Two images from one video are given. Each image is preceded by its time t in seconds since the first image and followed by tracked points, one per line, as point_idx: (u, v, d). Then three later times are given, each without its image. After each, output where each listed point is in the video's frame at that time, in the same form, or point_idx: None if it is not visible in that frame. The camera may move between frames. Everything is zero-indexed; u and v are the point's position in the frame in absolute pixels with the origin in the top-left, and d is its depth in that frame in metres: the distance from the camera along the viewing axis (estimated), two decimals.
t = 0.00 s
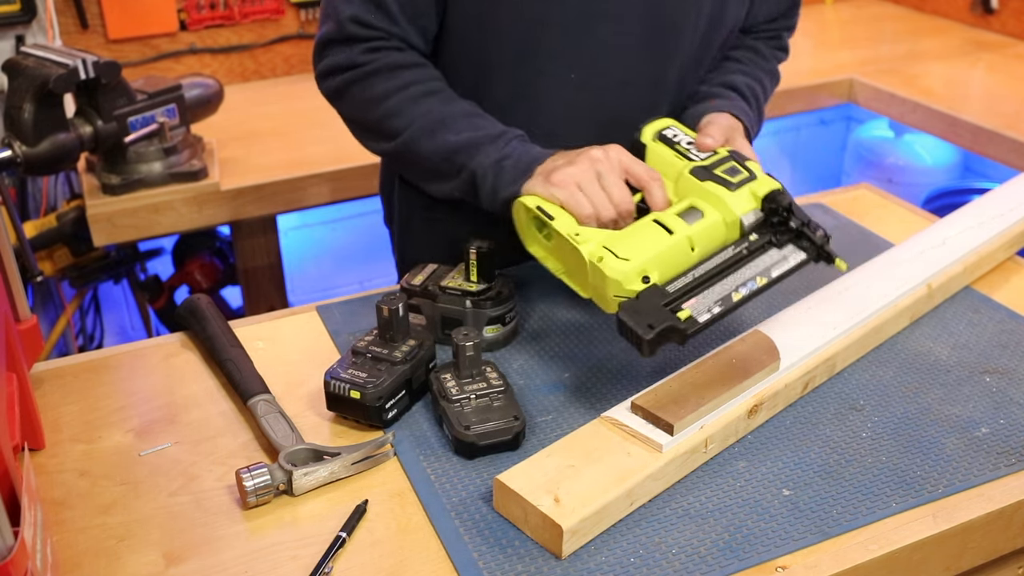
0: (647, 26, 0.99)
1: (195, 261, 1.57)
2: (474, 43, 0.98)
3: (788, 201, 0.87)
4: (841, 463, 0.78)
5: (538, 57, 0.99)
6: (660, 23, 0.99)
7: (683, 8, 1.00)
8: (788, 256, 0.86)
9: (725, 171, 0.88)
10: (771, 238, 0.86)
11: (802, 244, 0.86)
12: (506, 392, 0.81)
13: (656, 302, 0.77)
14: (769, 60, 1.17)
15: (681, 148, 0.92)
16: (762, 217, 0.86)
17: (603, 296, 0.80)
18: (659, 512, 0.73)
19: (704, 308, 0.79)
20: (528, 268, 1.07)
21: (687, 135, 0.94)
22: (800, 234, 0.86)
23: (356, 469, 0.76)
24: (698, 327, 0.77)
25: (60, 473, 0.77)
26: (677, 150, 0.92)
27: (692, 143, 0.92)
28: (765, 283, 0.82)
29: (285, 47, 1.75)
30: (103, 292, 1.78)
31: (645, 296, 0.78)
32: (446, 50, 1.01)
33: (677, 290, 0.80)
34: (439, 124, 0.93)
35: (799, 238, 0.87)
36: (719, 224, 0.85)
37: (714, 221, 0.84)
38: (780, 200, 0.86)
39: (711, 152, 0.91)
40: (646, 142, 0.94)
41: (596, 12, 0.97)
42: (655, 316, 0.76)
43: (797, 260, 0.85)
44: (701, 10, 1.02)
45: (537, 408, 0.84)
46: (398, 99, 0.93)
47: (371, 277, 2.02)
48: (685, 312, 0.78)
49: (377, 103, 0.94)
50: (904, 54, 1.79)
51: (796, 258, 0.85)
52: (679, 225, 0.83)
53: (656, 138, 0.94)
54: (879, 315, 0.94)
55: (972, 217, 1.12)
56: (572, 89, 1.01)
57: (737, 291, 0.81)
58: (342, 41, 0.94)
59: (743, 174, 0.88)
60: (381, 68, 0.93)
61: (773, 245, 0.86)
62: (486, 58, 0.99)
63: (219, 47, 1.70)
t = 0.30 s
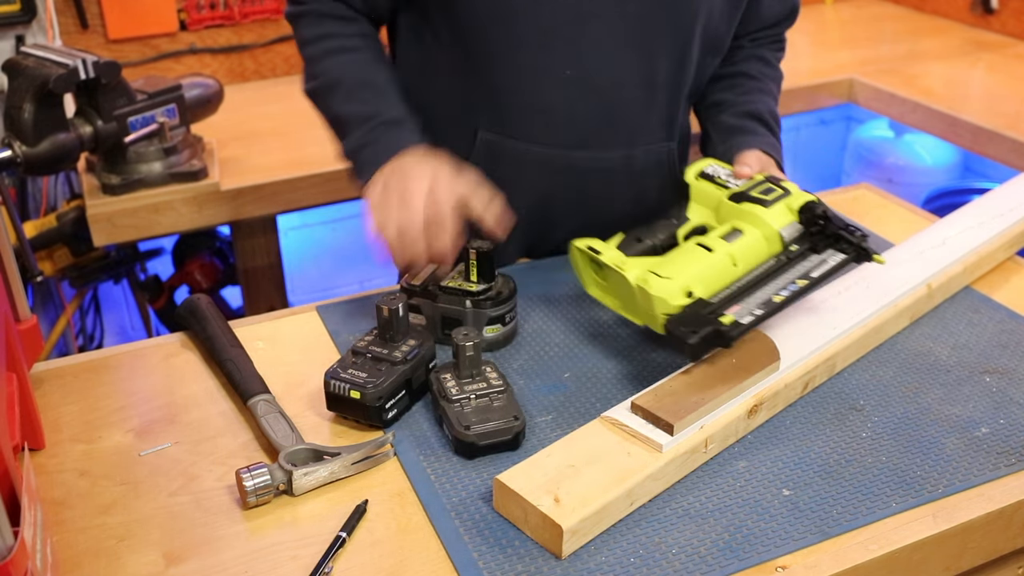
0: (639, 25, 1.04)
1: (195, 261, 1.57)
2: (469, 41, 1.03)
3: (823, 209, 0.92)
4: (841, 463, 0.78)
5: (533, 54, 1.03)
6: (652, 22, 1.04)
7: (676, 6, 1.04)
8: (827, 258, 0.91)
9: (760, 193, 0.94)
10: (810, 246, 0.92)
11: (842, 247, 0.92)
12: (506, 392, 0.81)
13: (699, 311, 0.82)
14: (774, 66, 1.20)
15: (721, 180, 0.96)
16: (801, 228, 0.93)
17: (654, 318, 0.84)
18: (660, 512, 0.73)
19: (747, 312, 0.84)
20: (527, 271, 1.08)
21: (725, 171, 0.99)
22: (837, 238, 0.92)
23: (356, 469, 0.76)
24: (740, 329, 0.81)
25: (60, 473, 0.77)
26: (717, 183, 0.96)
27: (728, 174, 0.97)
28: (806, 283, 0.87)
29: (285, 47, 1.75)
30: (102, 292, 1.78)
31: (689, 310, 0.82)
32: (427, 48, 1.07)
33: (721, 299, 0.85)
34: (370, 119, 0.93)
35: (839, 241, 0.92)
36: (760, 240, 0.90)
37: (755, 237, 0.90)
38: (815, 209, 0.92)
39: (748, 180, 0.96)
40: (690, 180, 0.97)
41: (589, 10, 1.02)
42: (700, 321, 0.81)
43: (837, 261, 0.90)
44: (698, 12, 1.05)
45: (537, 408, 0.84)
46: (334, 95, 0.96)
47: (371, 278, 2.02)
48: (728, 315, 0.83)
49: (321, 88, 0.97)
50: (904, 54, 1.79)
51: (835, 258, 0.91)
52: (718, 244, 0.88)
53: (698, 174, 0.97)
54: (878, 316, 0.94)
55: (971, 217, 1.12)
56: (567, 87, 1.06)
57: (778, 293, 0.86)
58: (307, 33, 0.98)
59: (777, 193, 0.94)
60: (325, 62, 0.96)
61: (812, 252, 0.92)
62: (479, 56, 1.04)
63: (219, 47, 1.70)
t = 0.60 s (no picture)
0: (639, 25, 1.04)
1: (195, 261, 1.57)
2: (466, 39, 1.04)
3: (833, 220, 0.92)
4: (841, 463, 0.78)
5: (532, 54, 1.04)
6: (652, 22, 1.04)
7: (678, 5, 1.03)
8: (839, 267, 0.91)
9: (772, 211, 0.95)
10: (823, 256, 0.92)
11: (854, 255, 0.92)
12: (506, 392, 0.81)
13: (717, 321, 0.84)
14: (775, 79, 1.22)
15: (733, 204, 0.98)
16: (813, 241, 0.93)
17: (674, 333, 0.88)
18: (659, 512, 0.73)
19: (763, 320, 0.85)
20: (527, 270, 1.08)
21: (739, 195, 1.01)
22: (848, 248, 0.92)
23: (356, 469, 0.76)
24: (757, 336, 0.83)
25: (60, 473, 0.77)
26: (730, 208, 0.98)
27: (741, 199, 0.99)
28: (820, 291, 0.88)
29: (285, 47, 1.75)
30: (102, 292, 1.78)
31: (706, 321, 0.85)
32: (425, 48, 1.07)
33: (738, 309, 0.87)
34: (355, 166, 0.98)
35: (850, 251, 0.92)
36: (773, 255, 0.91)
37: (769, 253, 0.91)
38: (825, 221, 0.92)
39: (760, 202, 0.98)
40: (705, 207, 1.00)
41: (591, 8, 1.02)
42: (715, 331, 0.83)
43: (850, 269, 0.91)
44: (699, 13, 1.05)
45: (537, 408, 0.84)
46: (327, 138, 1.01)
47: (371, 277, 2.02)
48: (745, 326, 0.84)
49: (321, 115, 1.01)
50: (904, 54, 1.79)
51: (846, 267, 0.91)
52: (735, 260, 0.90)
53: (711, 202, 1.00)
54: (879, 315, 0.94)
55: (971, 217, 1.11)
56: (565, 86, 1.06)
57: (793, 301, 0.87)
58: (307, 68, 1.02)
59: (789, 210, 0.95)
60: (319, 104, 1.01)
61: (825, 262, 0.92)
62: (478, 54, 1.04)
63: (219, 47, 1.70)
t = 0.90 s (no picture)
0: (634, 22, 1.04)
1: (195, 261, 1.57)
2: (465, 41, 1.04)
3: (827, 243, 0.94)
4: (841, 463, 0.78)
5: (528, 52, 1.04)
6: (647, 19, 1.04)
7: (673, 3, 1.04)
8: (832, 283, 0.92)
9: (768, 231, 0.97)
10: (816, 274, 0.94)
11: (846, 275, 0.93)
12: (506, 393, 0.81)
13: (711, 322, 0.86)
14: (765, 92, 1.22)
15: (729, 225, 0.99)
16: (806, 261, 0.95)
17: (665, 334, 0.88)
18: (660, 512, 0.73)
19: (757, 323, 0.86)
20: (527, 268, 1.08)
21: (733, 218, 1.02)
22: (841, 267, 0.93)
23: (356, 469, 0.76)
24: (751, 337, 0.84)
25: (61, 473, 0.77)
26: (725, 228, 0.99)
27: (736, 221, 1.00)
28: (813, 302, 0.89)
29: (285, 47, 1.75)
30: (103, 292, 1.78)
31: (700, 321, 0.86)
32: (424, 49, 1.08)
33: (733, 313, 0.87)
34: (408, 153, 0.90)
35: (842, 270, 0.94)
36: (767, 271, 0.93)
37: (763, 269, 0.93)
38: (819, 242, 0.94)
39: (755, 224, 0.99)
40: (700, 228, 1.01)
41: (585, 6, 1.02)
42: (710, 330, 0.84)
43: (842, 286, 0.91)
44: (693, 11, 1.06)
45: (537, 408, 0.84)
46: (377, 135, 0.94)
47: (371, 277, 2.02)
48: (739, 326, 0.85)
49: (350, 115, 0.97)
50: (905, 54, 1.79)
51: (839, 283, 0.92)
52: (730, 273, 0.92)
53: (707, 224, 1.01)
54: (878, 316, 0.94)
55: (972, 217, 1.11)
56: (562, 83, 1.06)
57: (786, 309, 0.88)
58: (337, 78, 0.98)
59: (784, 231, 0.97)
60: (357, 109, 0.96)
61: (817, 280, 0.93)
62: (476, 54, 1.04)
63: (219, 47, 1.70)
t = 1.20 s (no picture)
0: (643, 21, 1.04)
1: (195, 261, 1.57)
2: (471, 39, 1.04)
3: (825, 245, 0.94)
4: (841, 463, 0.78)
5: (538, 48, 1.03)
6: (656, 18, 1.04)
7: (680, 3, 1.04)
8: (829, 285, 0.92)
9: (766, 233, 0.97)
10: (814, 275, 0.94)
11: (844, 276, 0.93)
12: (506, 392, 0.81)
13: (710, 322, 0.86)
14: (764, 95, 1.22)
15: (726, 227, 1.00)
16: (803, 263, 0.95)
17: (665, 335, 0.88)
18: (659, 512, 0.73)
19: (756, 323, 0.86)
20: (527, 268, 1.08)
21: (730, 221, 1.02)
22: (838, 270, 0.93)
23: (356, 469, 0.76)
24: (750, 337, 0.84)
25: (61, 473, 0.77)
26: (723, 230, 0.99)
27: (734, 223, 1.00)
28: (812, 303, 0.89)
29: (285, 47, 1.75)
30: (103, 292, 1.78)
31: (700, 321, 0.86)
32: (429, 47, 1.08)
33: (732, 313, 0.88)
34: (450, 152, 0.88)
35: (840, 272, 0.94)
36: (765, 272, 0.93)
37: (761, 270, 0.93)
38: (817, 245, 0.94)
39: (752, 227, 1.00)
40: (698, 230, 1.01)
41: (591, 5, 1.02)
42: (711, 329, 0.84)
43: (839, 288, 0.92)
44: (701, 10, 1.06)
45: (537, 408, 0.84)
46: (414, 138, 0.91)
47: (371, 277, 2.03)
48: (739, 326, 0.85)
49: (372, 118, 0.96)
50: (904, 54, 1.79)
51: (836, 283, 0.92)
52: (728, 273, 0.92)
53: (704, 225, 1.01)
54: (878, 316, 0.94)
55: (972, 217, 1.11)
56: (569, 83, 1.06)
57: (785, 309, 0.88)
58: (370, 91, 0.96)
59: (782, 233, 0.97)
60: (392, 117, 0.93)
61: (816, 281, 0.93)
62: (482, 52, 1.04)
63: (219, 47, 1.70)
